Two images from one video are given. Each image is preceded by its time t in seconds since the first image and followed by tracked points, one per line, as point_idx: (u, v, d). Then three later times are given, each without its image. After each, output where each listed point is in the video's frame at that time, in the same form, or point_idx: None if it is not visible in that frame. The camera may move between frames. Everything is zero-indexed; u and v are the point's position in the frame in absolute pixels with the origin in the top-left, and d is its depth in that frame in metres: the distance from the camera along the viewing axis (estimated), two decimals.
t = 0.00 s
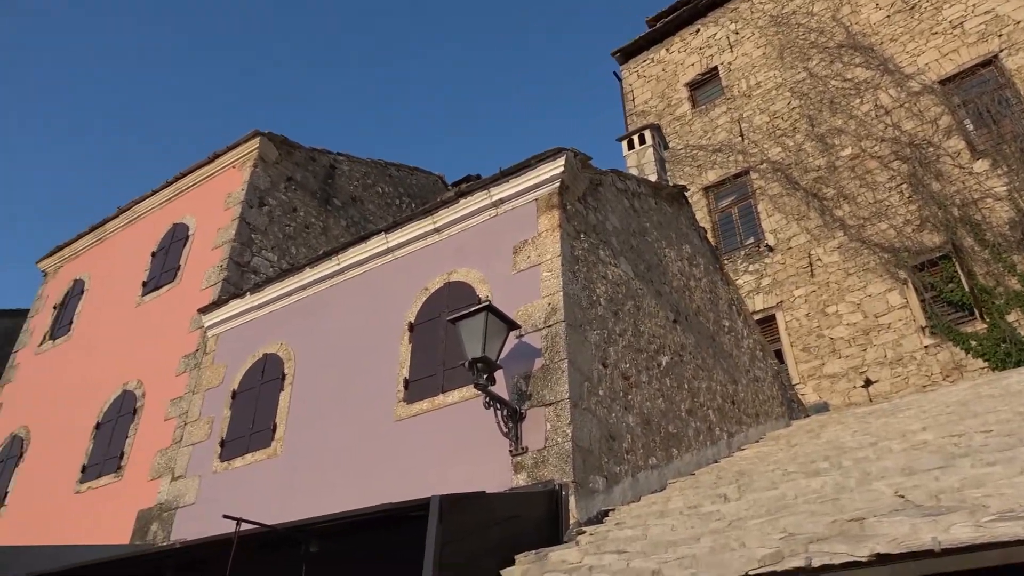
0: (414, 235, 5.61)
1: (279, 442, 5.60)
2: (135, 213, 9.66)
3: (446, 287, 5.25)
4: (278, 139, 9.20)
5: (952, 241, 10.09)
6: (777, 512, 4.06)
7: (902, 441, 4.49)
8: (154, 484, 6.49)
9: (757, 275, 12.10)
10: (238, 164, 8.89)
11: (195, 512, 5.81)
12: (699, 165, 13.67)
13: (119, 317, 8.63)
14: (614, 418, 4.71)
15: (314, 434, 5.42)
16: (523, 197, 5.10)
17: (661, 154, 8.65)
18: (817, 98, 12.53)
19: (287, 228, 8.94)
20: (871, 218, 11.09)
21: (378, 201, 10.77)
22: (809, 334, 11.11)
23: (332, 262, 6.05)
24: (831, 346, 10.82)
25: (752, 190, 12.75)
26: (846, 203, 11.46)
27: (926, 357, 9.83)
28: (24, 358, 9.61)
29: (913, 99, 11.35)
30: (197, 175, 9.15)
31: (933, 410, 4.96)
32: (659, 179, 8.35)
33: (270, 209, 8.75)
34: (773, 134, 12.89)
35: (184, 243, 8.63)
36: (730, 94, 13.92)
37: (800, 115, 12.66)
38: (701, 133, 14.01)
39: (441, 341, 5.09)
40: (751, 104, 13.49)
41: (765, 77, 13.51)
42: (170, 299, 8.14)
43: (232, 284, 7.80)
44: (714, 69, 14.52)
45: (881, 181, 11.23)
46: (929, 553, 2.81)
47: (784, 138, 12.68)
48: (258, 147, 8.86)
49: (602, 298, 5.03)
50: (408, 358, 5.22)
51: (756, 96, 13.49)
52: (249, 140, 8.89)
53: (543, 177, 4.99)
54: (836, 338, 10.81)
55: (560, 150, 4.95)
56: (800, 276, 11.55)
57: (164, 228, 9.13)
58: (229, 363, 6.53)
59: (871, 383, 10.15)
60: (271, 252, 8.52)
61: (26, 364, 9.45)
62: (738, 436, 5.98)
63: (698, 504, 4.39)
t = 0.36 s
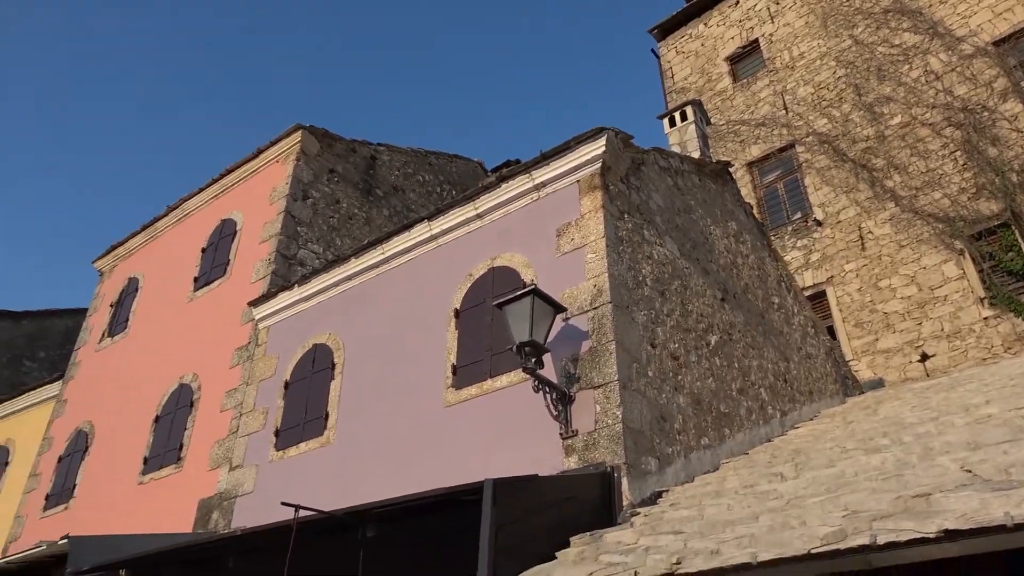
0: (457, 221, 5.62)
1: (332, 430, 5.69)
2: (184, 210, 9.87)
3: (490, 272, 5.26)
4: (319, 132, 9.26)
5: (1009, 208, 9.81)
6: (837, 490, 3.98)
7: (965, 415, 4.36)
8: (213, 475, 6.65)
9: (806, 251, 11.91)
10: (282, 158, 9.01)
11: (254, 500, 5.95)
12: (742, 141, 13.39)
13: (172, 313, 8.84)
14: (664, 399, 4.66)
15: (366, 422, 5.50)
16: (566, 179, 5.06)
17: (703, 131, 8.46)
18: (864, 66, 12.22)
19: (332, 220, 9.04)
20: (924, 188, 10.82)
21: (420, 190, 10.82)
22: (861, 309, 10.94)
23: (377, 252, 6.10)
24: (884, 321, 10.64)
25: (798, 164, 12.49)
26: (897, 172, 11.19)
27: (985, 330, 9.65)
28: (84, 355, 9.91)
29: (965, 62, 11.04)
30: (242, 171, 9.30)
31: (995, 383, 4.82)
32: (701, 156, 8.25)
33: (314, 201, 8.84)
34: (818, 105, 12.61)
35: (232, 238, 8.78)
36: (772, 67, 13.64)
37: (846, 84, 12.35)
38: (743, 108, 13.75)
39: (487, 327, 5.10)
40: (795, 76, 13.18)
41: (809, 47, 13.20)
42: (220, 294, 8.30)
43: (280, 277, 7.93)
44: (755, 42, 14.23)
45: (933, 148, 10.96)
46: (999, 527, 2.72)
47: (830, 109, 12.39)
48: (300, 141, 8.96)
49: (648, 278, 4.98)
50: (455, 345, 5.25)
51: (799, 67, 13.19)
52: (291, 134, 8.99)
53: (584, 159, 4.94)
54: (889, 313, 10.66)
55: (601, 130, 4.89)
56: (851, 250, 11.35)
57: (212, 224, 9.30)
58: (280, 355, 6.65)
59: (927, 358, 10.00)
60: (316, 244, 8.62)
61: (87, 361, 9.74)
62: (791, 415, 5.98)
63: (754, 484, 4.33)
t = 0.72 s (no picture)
0: (498, 203, 5.63)
1: (384, 415, 5.77)
2: (230, 204, 10.06)
3: (534, 253, 5.26)
4: (357, 121, 9.32)
5: None
6: (900, 458, 3.87)
7: None
8: (271, 461, 6.79)
9: (855, 217, 12.00)
10: (322, 149, 9.11)
11: (311, 486, 6.08)
12: (786, 108, 13.54)
13: (223, 306, 9.05)
14: (715, 372, 4.63)
15: (416, 405, 5.58)
16: (606, 154, 5.03)
17: (744, 97, 8.47)
18: (911, 23, 12.21)
19: (374, 208, 9.12)
20: (979, 145, 10.77)
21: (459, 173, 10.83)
22: (915, 274, 11.00)
23: (421, 236, 6.17)
24: (939, 285, 10.66)
25: (844, 129, 12.53)
26: (949, 131, 11.16)
27: None
28: (143, 350, 10.20)
29: (1016, 14, 10.91)
30: (284, 164, 9.43)
31: None
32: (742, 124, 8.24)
33: (355, 189, 8.92)
34: (863, 67, 12.64)
35: (277, 230, 8.92)
36: (814, 30, 13.68)
37: (892, 44, 12.37)
38: (785, 73, 13.88)
39: (534, 307, 5.10)
40: (838, 37, 13.22)
41: (852, 6, 13.22)
42: (268, 286, 8.47)
43: (327, 266, 8.05)
44: (794, 6, 14.26)
45: (986, 105, 10.85)
46: None
47: (876, 70, 12.41)
48: (339, 131, 9.04)
49: (694, 251, 4.94)
50: (502, 326, 5.27)
51: (841, 28, 13.22)
52: (330, 124, 9.08)
53: (624, 134, 4.90)
54: (945, 277, 10.63)
55: (640, 104, 4.84)
56: (902, 214, 11.36)
57: (257, 218, 9.47)
58: (331, 342, 6.76)
59: (986, 322, 9.97)
60: (360, 232, 8.70)
61: (145, 355, 10.03)
62: (846, 383, 6.06)
63: (812, 455, 4.26)
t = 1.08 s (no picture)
0: (545, 172, 5.62)
1: (440, 390, 5.85)
2: (280, 189, 10.25)
3: (582, 222, 5.24)
4: (399, 100, 9.34)
5: None
6: (970, 415, 3.71)
7: None
8: (332, 438, 6.92)
9: (913, 169, 11.96)
10: (366, 130, 9.17)
11: (372, 461, 6.21)
12: (837, 60, 13.54)
13: (278, 290, 9.26)
14: (772, 335, 4.56)
15: (472, 378, 5.63)
16: (651, 118, 4.95)
17: (794, 52, 8.48)
18: None
19: (419, 185, 9.15)
20: None
21: (503, 146, 10.77)
22: (978, 226, 10.87)
23: (467, 212, 6.20)
24: (1005, 236, 10.51)
25: (898, 79, 12.46)
26: (1011, 75, 10.88)
27: None
28: (205, 336, 10.52)
29: None
30: (330, 147, 9.54)
31: None
32: (792, 78, 8.17)
33: (401, 168, 8.96)
34: (916, 13, 12.53)
35: (327, 212, 9.05)
36: None
37: None
38: (835, 24, 13.81)
39: (584, 277, 5.09)
40: None
41: None
42: (321, 268, 8.61)
43: (377, 245, 8.14)
44: None
45: None
46: None
47: (930, 16, 12.29)
48: (382, 111, 9.09)
49: (746, 212, 4.87)
50: (553, 297, 5.27)
51: None
52: (372, 105, 9.13)
53: (669, 96, 4.83)
54: (1011, 228, 10.47)
55: (685, 64, 4.75)
56: (963, 164, 11.22)
57: (306, 203, 9.64)
58: (385, 320, 6.87)
59: None
60: (407, 211, 8.75)
61: (208, 340, 10.34)
62: (909, 341, 6.01)
63: (877, 415, 4.16)
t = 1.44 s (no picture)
0: (592, 154, 5.59)
1: (497, 374, 5.90)
2: (331, 184, 10.44)
3: (632, 202, 5.20)
4: (443, 88, 9.37)
5: None
6: None
7: None
8: (394, 427, 7.03)
9: (975, 130, 11.51)
10: (412, 121, 9.23)
11: (433, 447, 6.31)
12: (889, 21, 13.19)
13: (333, 283, 9.46)
14: (834, 308, 4.47)
15: (528, 362, 5.66)
16: (699, 92, 4.88)
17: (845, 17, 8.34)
18: None
19: (467, 172, 9.16)
20: None
21: (548, 129, 10.73)
22: None
23: (517, 197, 6.22)
24: None
25: (956, 36, 12.01)
26: None
27: None
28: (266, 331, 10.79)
29: None
30: (376, 140, 9.65)
31: None
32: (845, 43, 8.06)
33: (448, 156, 8.99)
34: None
35: (378, 204, 9.16)
36: None
37: None
38: None
39: (636, 257, 5.05)
40: None
41: None
42: (374, 260, 8.74)
43: (428, 235, 8.22)
44: None
45: None
46: None
47: None
48: (427, 100, 9.13)
49: (801, 183, 4.77)
50: (605, 279, 5.24)
51: None
52: (417, 95, 9.18)
53: (715, 69, 4.74)
54: None
55: (732, 34, 4.65)
56: None
57: (355, 197, 9.80)
58: (439, 308, 6.95)
59: None
60: (457, 199, 8.79)
61: (269, 333, 10.61)
62: (979, 309, 5.82)
63: (948, 387, 4.01)
